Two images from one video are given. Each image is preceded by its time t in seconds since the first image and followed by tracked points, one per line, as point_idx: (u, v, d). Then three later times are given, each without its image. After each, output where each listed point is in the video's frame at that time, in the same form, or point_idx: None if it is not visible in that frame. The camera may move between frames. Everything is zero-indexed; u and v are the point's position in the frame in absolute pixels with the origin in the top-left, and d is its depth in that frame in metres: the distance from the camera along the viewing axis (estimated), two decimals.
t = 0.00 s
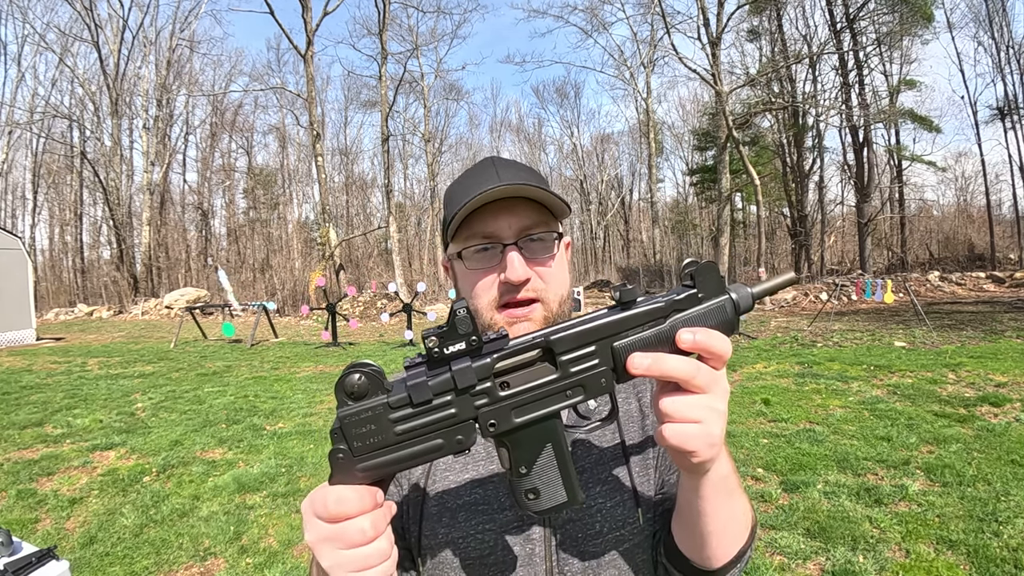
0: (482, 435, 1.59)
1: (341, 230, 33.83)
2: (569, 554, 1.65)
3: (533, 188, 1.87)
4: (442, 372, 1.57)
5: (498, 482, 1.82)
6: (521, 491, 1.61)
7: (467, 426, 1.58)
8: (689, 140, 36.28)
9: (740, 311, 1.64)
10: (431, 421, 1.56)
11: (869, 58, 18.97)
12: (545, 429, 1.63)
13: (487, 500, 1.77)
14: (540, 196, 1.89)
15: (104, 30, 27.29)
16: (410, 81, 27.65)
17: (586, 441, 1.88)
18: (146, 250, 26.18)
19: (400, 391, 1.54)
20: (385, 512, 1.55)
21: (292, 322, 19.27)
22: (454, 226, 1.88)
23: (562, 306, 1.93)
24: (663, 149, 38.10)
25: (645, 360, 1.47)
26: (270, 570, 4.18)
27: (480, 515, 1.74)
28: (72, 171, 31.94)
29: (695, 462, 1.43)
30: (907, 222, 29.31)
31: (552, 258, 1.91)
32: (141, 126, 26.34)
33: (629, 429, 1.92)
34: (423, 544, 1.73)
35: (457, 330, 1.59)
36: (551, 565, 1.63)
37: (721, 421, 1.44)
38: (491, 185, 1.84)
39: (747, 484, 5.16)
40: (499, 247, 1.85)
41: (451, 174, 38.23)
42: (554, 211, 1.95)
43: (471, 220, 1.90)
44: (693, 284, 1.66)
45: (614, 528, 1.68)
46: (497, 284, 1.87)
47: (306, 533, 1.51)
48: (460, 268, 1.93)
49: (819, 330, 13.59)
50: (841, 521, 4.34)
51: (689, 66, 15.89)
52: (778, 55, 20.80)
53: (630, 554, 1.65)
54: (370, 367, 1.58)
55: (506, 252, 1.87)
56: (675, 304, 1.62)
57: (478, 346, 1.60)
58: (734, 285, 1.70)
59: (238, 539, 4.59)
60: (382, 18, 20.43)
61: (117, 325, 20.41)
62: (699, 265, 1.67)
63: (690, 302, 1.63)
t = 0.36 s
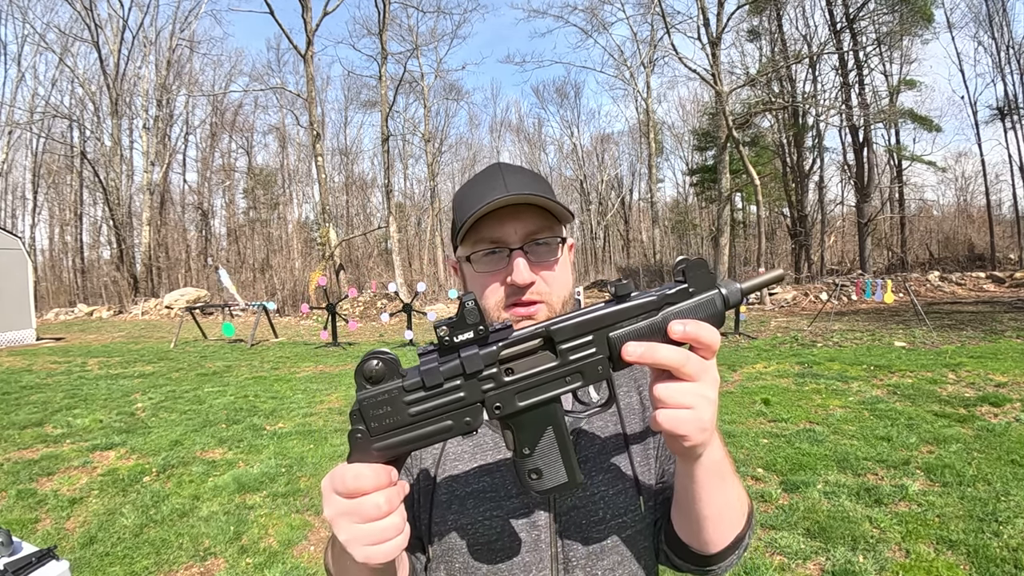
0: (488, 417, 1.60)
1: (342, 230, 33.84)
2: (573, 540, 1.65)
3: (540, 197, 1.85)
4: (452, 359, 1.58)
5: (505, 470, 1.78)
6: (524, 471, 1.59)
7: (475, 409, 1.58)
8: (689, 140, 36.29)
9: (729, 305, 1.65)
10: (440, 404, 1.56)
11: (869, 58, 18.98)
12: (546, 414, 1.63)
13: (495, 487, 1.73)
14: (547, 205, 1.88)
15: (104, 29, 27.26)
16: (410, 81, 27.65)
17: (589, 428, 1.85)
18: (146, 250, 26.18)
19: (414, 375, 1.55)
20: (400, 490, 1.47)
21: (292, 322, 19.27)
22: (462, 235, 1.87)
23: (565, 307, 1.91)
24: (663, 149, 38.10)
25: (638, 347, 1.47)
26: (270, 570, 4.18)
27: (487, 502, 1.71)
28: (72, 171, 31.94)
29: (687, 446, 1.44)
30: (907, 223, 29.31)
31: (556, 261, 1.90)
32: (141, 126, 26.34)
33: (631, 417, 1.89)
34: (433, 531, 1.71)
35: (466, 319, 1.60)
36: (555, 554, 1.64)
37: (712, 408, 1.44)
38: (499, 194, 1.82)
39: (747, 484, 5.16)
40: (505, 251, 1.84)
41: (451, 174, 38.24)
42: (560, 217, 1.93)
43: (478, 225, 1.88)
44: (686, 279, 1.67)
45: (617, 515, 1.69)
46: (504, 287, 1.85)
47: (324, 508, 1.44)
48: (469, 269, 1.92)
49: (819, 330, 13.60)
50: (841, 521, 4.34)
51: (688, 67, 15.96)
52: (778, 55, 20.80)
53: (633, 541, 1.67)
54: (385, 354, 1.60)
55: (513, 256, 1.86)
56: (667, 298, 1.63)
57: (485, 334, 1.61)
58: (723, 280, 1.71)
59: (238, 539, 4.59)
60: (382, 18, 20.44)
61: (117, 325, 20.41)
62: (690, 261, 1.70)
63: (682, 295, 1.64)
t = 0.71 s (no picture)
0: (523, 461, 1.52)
1: (342, 230, 33.87)
2: (578, 539, 1.64)
3: (563, 202, 1.75)
4: (484, 420, 1.50)
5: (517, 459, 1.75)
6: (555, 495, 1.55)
7: (510, 455, 1.51)
8: (689, 140, 36.29)
9: (733, 333, 1.61)
10: (476, 459, 1.48)
11: (869, 57, 18.99)
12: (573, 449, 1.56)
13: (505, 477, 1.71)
14: (569, 211, 1.77)
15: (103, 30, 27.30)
16: (410, 81, 27.68)
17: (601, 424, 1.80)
18: (146, 250, 26.18)
19: (453, 438, 1.47)
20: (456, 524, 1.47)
21: (292, 322, 19.27)
22: (485, 238, 1.77)
23: (585, 312, 1.76)
24: (663, 149, 38.10)
25: (640, 374, 1.41)
26: (270, 570, 4.18)
27: (496, 490, 1.69)
28: (72, 171, 31.94)
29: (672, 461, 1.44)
30: (906, 223, 29.32)
31: (575, 265, 1.78)
32: (141, 126, 26.34)
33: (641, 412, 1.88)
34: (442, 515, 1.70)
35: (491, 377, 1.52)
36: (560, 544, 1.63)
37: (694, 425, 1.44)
38: (522, 198, 1.72)
39: (747, 484, 5.15)
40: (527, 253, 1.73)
41: (451, 175, 38.26)
42: (581, 224, 1.82)
43: (500, 228, 1.78)
44: (693, 315, 1.61)
45: (621, 511, 1.69)
46: (524, 286, 1.73)
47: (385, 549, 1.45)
48: (490, 271, 1.81)
49: (819, 330, 13.60)
50: (841, 521, 4.34)
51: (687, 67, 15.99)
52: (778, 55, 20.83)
53: (634, 538, 1.67)
54: (422, 419, 1.49)
55: (533, 259, 1.75)
56: (677, 336, 1.55)
57: (511, 393, 1.53)
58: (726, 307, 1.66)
59: (238, 539, 4.60)
60: (383, 18, 20.46)
61: (117, 325, 20.41)
62: (694, 296, 1.63)
63: (692, 335, 1.57)
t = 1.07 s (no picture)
0: None
1: (342, 230, 33.91)
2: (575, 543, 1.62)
3: (568, 207, 1.72)
4: None
5: (513, 463, 1.64)
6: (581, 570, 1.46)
7: None
8: (689, 140, 36.28)
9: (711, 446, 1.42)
10: None
11: (869, 57, 19.00)
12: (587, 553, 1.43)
13: (499, 481, 1.62)
14: (575, 218, 1.75)
15: (103, 29, 27.29)
16: (410, 82, 27.70)
17: (601, 429, 1.68)
18: (146, 250, 26.18)
19: None
20: None
21: (292, 322, 19.27)
22: (485, 240, 1.73)
23: (584, 317, 1.76)
24: (664, 149, 38.09)
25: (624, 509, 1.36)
26: (270, 570, 4.18)
27: (490, 494, 1.61)
28: (72, 171, 31.95)
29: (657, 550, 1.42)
30: (906, 223, 29.34)
31: (576, 271, 1.77)
32: (141, 126, 26.35)
33: (635, 406, 1.74)
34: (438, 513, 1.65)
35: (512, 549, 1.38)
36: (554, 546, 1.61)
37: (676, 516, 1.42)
38: (527, 201, 1.69)
39: (747, 484, 5.15)
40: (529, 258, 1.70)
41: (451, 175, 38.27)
42: (585, 229, 1.80)
43: (502, 230, 1.74)
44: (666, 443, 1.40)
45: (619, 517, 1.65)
46: (524, 290, 1.72)
47: None
48: (489, 272, 1.78)
49: (819, 330, 13.60)
50: (841, 521, 4.34)
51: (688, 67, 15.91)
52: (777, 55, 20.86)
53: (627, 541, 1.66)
54: None
55: (534, 262, 1.73)
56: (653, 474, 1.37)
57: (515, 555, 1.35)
58: (701, 418, 1.43)
59: (239, 539, 4.60)
60: (383, 18, 20.48)
61: (117, 325, 20.42)
62: (665, 425, 1.41)
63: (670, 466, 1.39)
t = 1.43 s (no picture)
0: None
1: (342, 230, 33.90)
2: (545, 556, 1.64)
3: (523, 197, 1.71)
4: None
5: (479, 485, 1.63)
6: None
7: None
8: (689, 140, 36.30)
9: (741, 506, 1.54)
10: None
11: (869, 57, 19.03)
12: None
13: (467, 504, 1.61)
14: (530, 209, 1.73)
15: (104, 29, 27.29)
16: (410, 82, 27.71)
17: (569, 444, 1.69)
18: (146, 250, 26.18)
19: None
20: None
21: (292, 322, 19.26)
22: (436, 237, 1.72)
23: (546, 316, 1.75)
24: (663, 149, 38.09)
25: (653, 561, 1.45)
26: (270, 570, 4.18)
27: (459, 519, 1.61)
28: (72, 171, 31.95)
29: None
30: (907, 223, 29.35)
31: (537, 268, 1.77)
32: (141, 126, 26.37)
33: (605, 417, 1.75)
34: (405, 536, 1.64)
35: None
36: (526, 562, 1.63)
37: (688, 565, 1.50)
38: (480, 194, 1.68)
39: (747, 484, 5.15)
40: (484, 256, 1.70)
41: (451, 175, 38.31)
42: (542, 221, 1.79)
43: (455, 227, 1.73)
44: (705, 500, 1.53)
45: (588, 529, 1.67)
46: (481, 291, 1.71)
47: None
48: (443, 273, 1.76)
49: (819, 330, 13.61)
50: (841, 521, 4.34)
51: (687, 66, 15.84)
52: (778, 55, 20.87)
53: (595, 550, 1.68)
54: None
55: (490, 261, 1.72)
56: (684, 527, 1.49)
57: None
58: (737, 481, 1.56)
59: (239, 539, 4.59)
60: (383, 18, 20.49)
61: (117, 325, 20.42)
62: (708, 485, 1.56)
63: (702, 519, 1.51)
